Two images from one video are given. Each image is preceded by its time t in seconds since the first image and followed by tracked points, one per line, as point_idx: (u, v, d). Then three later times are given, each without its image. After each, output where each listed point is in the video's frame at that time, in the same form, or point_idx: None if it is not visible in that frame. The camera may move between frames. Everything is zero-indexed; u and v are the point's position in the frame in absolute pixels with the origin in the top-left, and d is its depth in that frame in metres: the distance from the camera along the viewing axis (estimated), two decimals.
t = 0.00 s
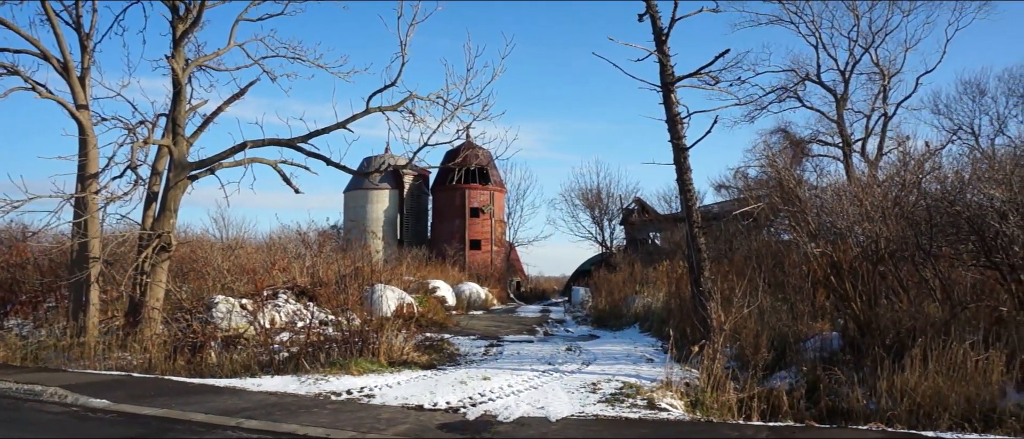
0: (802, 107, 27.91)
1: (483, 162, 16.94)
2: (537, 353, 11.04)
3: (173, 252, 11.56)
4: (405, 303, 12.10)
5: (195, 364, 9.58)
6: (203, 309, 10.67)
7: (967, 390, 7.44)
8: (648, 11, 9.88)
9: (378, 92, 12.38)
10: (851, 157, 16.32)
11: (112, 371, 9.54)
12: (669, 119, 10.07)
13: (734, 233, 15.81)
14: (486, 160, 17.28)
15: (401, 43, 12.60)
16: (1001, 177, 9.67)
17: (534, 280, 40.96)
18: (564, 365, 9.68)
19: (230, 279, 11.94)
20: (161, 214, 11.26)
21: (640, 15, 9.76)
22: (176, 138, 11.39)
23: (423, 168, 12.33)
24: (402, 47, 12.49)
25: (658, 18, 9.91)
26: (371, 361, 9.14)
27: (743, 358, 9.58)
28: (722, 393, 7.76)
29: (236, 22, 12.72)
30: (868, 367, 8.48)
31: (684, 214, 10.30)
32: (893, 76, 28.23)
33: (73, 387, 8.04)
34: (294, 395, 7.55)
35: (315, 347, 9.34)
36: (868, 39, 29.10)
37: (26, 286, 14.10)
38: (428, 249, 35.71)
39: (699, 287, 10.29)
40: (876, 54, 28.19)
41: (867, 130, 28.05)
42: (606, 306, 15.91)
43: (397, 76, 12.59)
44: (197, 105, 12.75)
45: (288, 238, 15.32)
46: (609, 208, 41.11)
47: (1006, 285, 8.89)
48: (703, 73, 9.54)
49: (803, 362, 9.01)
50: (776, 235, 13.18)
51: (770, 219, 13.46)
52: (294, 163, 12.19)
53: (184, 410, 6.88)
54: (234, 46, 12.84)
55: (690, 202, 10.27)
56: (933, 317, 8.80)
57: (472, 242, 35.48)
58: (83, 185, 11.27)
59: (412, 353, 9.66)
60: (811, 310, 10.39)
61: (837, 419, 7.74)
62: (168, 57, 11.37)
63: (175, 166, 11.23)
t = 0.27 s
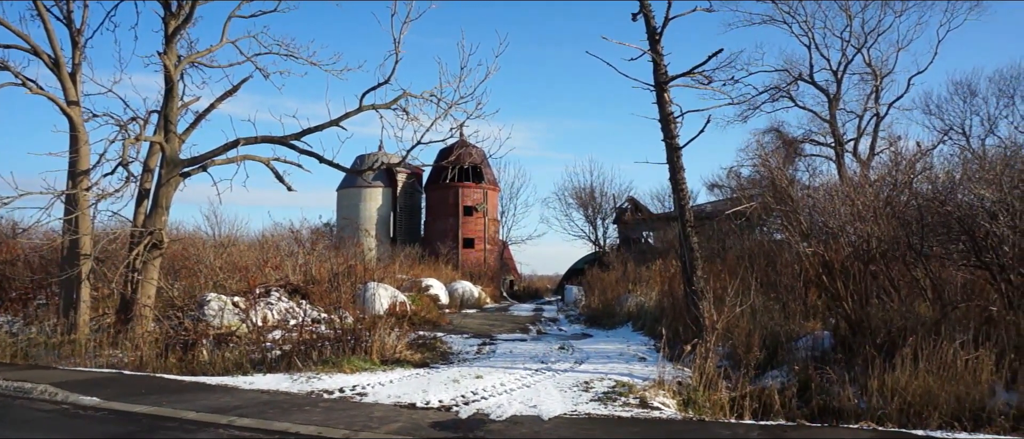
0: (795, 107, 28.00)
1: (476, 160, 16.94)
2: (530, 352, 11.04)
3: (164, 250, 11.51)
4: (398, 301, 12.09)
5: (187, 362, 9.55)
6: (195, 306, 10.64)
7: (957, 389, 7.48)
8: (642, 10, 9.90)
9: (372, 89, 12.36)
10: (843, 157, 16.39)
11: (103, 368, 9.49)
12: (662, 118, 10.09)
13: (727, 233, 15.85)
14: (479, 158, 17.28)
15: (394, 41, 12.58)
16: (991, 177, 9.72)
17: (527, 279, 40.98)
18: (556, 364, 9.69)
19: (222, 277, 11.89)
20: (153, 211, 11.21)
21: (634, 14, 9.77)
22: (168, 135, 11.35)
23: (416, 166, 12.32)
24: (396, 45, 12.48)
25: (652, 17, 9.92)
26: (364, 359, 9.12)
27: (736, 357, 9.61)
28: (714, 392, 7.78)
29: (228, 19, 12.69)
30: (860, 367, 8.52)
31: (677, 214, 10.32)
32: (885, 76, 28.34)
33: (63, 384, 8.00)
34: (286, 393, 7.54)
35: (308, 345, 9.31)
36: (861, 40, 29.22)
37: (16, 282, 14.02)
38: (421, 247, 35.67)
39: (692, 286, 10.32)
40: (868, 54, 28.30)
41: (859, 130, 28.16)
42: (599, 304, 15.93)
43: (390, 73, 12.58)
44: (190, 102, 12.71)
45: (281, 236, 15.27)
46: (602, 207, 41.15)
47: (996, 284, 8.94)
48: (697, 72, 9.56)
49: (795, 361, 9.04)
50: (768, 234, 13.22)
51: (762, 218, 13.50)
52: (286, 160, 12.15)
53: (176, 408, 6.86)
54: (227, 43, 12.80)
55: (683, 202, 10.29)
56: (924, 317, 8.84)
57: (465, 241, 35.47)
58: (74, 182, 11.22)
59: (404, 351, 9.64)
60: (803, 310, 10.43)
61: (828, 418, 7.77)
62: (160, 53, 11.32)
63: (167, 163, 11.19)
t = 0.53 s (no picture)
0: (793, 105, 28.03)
1: (474, 159, 16.94)
2: (529, 350, 11.03)
3: (163, 248, 11.49)
4: (396, 300, 12.10)
5: (185, 360, 9.54)
6: (193, 304, 10.64)
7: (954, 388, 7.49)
8: (640, 9, 9.89)
9: (370, 88, 12.36)
10: (841, 156, 16.40)
11: (101, 367, 9.48)
12: (660, 117, 10.09)
13: (725, 231, 15.87)
14: (477, 156, 17.28)
15: (392, 39, 12.57)
16: (988, 176, 9.73)
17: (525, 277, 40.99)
18: (554, 362, 9.70)
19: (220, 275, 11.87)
20: (150, 210, 11.20)
21: (631, 13, 9.77)
22: (165, 133, 11.33)
23: (414, 164, 12.31)
24: (394, 44, 12.47)
25: (650, 16, 9.92)
26: (362, 357, 9.12)
27: (734, 355, 9.62)
28: (712, 390, 7.79)
29: (226, 17, 12.67)
30: (857, 365, 8.53)
31: (675, 212, 10.33)
32: (883, 75, 28.37)
33: (61, 383, 8.00)
34: (284, 392, 7.54)
35: (306, 344, 9.31)
36: (859, 39, 29.26)
37: (14, 281, 14.01)
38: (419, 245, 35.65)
39: (690, 285, 10.33)
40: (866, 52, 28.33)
41: (857, 129, 28.19)
42: (597, 303, 15.93)
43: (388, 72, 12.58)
44: (187, 100, 12.69)
45: (279, 234, 15.25)
46: (600, 205, 41.17)
47: (993, 283, 8.94)
48: (695, 71, 9.55)
49: (793, 360, 9.05)
50: (766, 233, 13.24)
51: (760, 217, 13.51)
52: (284, 159, 12.15)
53: (174, 407, 6.86)
54: (224, 41, 12.78)
55: (681, 200, 10.29)
56: (922, 316, 8.84)
57: (464, 239, 35.48)
58: (71, 180, 11.20)
59: (402, 349, 9.64)
60: (801, 308, 10.44)
61: (826, 416, 7.78)
62: (157, 51, 11.30)
63: (164, 161, 11.17)
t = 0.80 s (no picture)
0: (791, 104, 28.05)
1: (472, 158, 16.94)
2: (526, 349, 11.03)
3: (160, 246, 11.47)
4: (394, 298, 12.09)
5: (182, 359, 9.53)
6: (190, 303, 10.63)
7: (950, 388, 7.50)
8: (638, 7, 9.89)
9: (368, 86, 12.35)
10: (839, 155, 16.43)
11: (98, 365, 9.47)
12: (658, 115, 10.09)
13: (723, 230, 15.88)
14: (475, 155, 17.27)
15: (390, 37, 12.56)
16: (985, 175, 9.75)
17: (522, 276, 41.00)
18: (552, 361, 9.70)
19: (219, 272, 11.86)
20: (148, 208, 11.18)
21: (630, 12, 9.77)
22: (163, 131, 11.32)
23: (412, 163, 12.30)
24: (392, 42, 12.46)
25: (648, 15, 9.92)
26: (359, 356, 9.12)
27: (731, 354, 9.62)
28: (710, 389, 7.79)
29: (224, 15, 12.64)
30: (855, 364, 8.54)
31: (673, 211, 10.33)
32: (881, 74, 28.39)
33: (58, 381, 7.98)
34: (281, 390, 7.54)
35: (304, 342, 9.29)
36: (857, 38, 29.27)
37: (11, 279, 13.98)
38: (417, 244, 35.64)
39: (688, 284, 10.33)
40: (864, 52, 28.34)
41: (855, 129, 28.21)
42: (595, 302, 15.93)
43: (386, 70, 12.56)
44: (185, 98, 12.67)
45: (276, 233, 15.23)
46: (598, 204, 41.18)
47: (990, 282, 8.95)
48: (693, 70, 9.56)
49: (790, 359, 9.05)
50: (763, 232, 13.24)
51: (758, 216, 13.52)
52: (282, 157, 12.14)
53: (171, 405, 6.85)
54: (222, 39, 12.76)
55: (679, 199, 10.30)
56: (919, 315, 8.86)
57: (462, 238, 35.49)
58: (69, 178, 11.18)
59: (400, 348, 9.63)
60: (799, 307, 10.46)
61: (823, 415, 7.78)
62: (155, 49, 11.29)
63: (162, 159, 11.16)
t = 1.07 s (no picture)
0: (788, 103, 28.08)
1: (470, 157, 16.94)
2: (524, 348, 11.03)
3: (157, 245, 11.46)
4: (391, 297, 12.08)
5: (179, 357, 9.51)
6: (187, 301, 10.61)
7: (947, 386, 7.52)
8: (635, 6, 9.89)
9: (365, 85, 12.34)
10: (836, 154, 16.44)
11: (95, 364, 9.47)
12: (656, 114, 10.10)
13: (720, 229, 15.89)
14: (472, 154, 17.26)
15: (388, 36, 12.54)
16: (982, 174, 9.76)
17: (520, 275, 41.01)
18: (549, 360, 9.70)
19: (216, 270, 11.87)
20: (145, 207, 11.16)
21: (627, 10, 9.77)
22: (160, 130, 11.30)
23: (409, 162, 12.30)
24: (389, 41, 12.46)
25: (646, 14, 9.93)
26: (356, 355, 9.11)
27: (728, 353, 9.63)
28: (707, 388, 7.80)
29: (221, 14, 12.63)
30: (852, 362, 8.54)
31: (670, 210, 10.34)
32: (878, 73, 28.40)
33: (54, 380, 7.98)
34: (279, 389, 7.54)
35: (301, 341, 9.28)
36: (854, 37, 29.29)
37: (7, 277, 13.95)
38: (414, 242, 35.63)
39: (685, 282, 10.34)
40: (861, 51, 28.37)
41: (852, 128, 28.23)
42: (593, 300, 15.94)
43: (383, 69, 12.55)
44: (182, 96, 12.66)
45: (274, 232, 15.22)
46: (595, 203, 41.18)
47: (987, 281, 8.97)
48: (690, 69, 9.56)
49: (787, 357, 9.05)
50: (761, 231, 13.25)
51: (755, 215, 13.52)
52: (279, 156, 12.12)
53: (168, 404, 6.84)
54: (219, 37, 12.75)
55: (676, 198, 10.30)
56: (915, 314, 8.88)
57: (459, 237, 35.49)
58: (65, 177, 11.16)
59: (397, 347, 9.63)
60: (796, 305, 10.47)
61: (819, 413, 7.80)
62: (152, 47, 11.27)
63: (159, 157, 11.14)
